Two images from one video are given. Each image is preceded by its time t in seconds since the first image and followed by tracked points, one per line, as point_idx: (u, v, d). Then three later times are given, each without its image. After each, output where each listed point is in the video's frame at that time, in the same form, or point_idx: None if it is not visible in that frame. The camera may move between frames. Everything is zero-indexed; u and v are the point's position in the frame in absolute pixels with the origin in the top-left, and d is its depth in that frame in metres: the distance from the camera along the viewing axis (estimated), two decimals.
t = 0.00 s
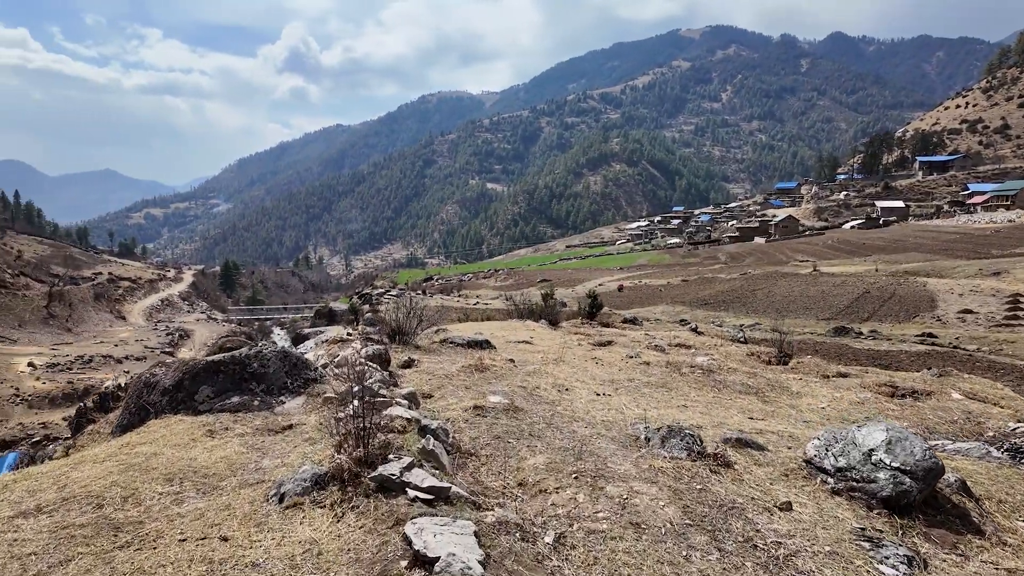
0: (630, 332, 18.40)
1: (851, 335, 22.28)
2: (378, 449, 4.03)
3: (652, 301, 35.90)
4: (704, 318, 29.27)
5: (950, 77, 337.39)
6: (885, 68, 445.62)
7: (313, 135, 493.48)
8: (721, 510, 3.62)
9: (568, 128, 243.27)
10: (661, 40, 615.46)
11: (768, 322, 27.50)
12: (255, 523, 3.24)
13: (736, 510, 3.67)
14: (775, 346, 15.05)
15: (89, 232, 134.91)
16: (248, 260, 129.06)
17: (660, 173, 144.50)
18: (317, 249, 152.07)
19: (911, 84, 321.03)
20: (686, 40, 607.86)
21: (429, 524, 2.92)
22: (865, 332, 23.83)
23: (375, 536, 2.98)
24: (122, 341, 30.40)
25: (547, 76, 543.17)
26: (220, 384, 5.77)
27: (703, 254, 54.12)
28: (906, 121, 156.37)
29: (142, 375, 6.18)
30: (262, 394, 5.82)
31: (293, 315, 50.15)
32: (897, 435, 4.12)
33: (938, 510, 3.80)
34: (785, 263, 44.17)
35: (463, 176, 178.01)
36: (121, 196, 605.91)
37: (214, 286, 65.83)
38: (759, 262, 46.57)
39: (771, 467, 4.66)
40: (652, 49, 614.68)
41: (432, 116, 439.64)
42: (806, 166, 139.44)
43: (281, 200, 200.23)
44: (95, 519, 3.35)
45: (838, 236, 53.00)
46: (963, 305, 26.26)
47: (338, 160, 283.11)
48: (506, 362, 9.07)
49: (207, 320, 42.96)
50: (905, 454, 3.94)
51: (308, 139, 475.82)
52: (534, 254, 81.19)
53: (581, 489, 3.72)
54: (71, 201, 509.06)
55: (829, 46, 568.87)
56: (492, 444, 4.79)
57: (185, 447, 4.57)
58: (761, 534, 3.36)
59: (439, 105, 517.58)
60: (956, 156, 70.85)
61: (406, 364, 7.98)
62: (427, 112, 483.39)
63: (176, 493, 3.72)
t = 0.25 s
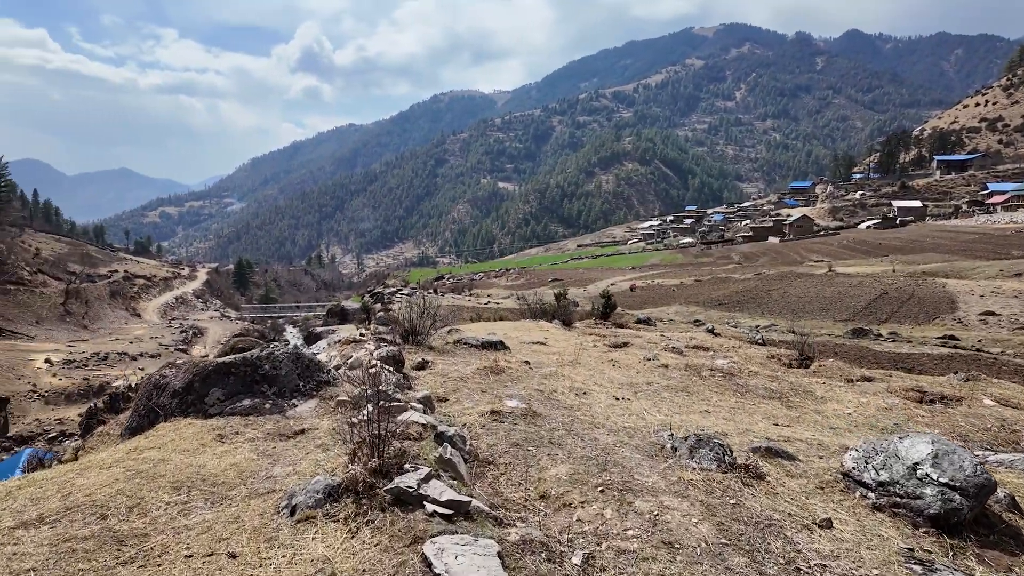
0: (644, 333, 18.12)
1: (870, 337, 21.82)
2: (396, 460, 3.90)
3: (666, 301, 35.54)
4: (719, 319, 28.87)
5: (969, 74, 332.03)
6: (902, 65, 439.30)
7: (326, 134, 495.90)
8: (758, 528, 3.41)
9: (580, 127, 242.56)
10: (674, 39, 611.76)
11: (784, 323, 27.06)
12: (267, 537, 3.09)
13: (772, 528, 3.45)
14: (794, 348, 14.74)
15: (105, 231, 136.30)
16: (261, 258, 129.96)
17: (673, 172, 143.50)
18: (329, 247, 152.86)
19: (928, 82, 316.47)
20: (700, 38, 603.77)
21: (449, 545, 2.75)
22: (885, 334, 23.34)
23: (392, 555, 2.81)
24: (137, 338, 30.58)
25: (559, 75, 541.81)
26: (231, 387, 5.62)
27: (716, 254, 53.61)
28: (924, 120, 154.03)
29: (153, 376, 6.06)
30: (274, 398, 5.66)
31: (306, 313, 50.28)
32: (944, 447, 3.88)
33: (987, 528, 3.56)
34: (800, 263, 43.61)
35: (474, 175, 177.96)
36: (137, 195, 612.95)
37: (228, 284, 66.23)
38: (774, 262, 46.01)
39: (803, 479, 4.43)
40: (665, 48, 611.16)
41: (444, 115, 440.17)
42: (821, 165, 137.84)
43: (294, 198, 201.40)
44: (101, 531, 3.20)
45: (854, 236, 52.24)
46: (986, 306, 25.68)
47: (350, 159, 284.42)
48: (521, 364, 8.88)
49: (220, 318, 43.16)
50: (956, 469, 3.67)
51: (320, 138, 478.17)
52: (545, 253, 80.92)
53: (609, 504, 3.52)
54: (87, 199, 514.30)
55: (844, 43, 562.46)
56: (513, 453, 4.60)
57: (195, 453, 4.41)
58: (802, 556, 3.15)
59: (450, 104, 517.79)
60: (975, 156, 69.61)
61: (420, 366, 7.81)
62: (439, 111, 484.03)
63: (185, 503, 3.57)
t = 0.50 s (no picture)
0: (653, 334, 17.96)
1: (883, 339, 21.52)
2: (407, 471, 3.74)
3: (674, 301, 35.29)
4: (728, 320, 28.61)
5: (980, 72, 328.78)
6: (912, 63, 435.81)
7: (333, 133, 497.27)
8: (790, 547, 3.22)
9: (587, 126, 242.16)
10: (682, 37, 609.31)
11: (795, 324, 26.77)
12: (270, 556, 2.93)
13: (805, 547, 3.26)
14: (807, 350, 14.49)
15: (116, 230, 137.32)
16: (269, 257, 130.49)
17: (680, 171, 142.94)
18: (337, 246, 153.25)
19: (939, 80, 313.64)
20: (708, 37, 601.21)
21: (465, 568, 2.58)
22: (898, 335, 23.01)
23: None
24: (146, 337, 30.64)
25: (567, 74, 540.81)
26: (236, 392, 5.47)
27: (725, 253, 53.25)
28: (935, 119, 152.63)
29: (156, 380, 5.93)
30: (280, 403, 5.52)
31: (313, 312, 50.31)
32: (986, 462, 3.67)
33: None
34: (810, 263, 43.18)
35: (481, 174, 177.86)
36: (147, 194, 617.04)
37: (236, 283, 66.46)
38: (783, 262, 45.62)
39: (832, 493, 4.23)
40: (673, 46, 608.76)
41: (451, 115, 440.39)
42: (830, 165, 136.89)
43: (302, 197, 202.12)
44: (97, 547, 3.04)
45: (864, 235, 51.76)
46: (1000, 307, 25.30)
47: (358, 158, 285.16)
48: (532, 366, 8.71)
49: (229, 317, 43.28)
50: (998, 484, 3.46)
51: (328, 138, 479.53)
52: (552, 253, 80.61)
53: (632, 520, 3.34)
54: (97, 198, 517.20)
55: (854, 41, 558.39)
56: (526, 462, 4.43)
57: (198, 462, 4.27)
58: None
59: (457, 103, 517.61)
60: (987, 155, 68.89)
61: (428, 369, 7.65)
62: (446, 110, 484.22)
63: (186, 517, 3.40)
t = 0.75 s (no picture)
0: (665, 333, 17.67)
1: (900, 338, 21.11)
2: (418, 474, 3.52)
3: (684, 300, 34.97)
4: (740, 319, 28.22)
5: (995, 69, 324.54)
6: (925, 60, 431.09)
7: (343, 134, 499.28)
8: (834, 561, 2.97)
9: (596, 125, 241.44)
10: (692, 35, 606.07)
11: (806, 322, 26.39)
12: (267, 568, 2.70)
13: (846, 564, 3.00)
14: (824, 349, 14.16)
15: (128, 230, 138.24)
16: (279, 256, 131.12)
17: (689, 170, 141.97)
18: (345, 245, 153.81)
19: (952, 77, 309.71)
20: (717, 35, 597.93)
21: None
22: (915, 334, 22.55)
23: None
24: (157, 334, 30.66)
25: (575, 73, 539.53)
26: (240, 390, 5.27)
27: (735, 252, 52.81)
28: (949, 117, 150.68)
29: (160, 376, 5.77)
30: (286, 401, 5.32)
31: (322, 310, 50.29)
32: None
33: None
34: (821, 262, 42.64)
35: (489, 172, 177.70)
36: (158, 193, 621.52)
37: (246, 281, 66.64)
38: (794, 261, 45.11)
39: (868, 499, 3.97)
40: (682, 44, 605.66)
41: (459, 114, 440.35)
42: (841, 164, 135.58)
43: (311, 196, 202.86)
44: (87, 556, 2.83)
45: (876, 234, 51.09)
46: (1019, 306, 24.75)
47: (367, 158, 285.95)
48: (546, 365, 8.49)
49: (238, 315, 43.32)
50: None
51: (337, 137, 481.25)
52: (560, 252, 80.15)
53: (659, 531, 3.11)
54: (109, 198, 522.78)
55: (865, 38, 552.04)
56: (544, 465, 4.20)
57: (198, 463, 4.07)
58: None
59: (466, 102, 517.28)
60: (1002, 153, 67.85)
61: (440, 366, 7.46)
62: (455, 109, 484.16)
63: (185, 524, 3.19)
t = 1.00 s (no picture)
0: (676, 332, 17.33)
1: (916, 338, 20.65)
2: (432, 486, 3.26)
3: (694, 299, 34.55)
4: (752, 318, 27.79)
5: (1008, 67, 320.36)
6: (936, 58, 426.53)
7: (350, 133, 500.28)
8: None
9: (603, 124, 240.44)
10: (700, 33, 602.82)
11: (819, 322, 25.94)
12: None
13: None
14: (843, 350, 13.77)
15: (137, 228, 138.98)
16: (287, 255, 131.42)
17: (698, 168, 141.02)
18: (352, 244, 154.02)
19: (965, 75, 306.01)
20: (726, 33, 594.50)
21: None
22: (932, 335, 22.05)
23: None
24: (165, 332, 30.64)
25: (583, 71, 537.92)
26: (243, 391, 5.02)
27: (745, 251, 52.30)
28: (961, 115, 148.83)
29: (160, 376, 5.54)
30: (291, 403, 5.06)
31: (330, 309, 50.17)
32: None
33: None
34: (833, 261, 42.07)
35: (497, 172, 177.46)
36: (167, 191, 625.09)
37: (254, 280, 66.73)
38: (804, 260, 44.59)
39: (917, 513, 3.66)
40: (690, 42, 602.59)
41: (467, 113, 440.05)
42: (851, 163, 134.30)
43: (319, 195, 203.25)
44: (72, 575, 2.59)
45: (888, 233, 50.42)
46: None
47: (374, 157, 286.31)
48: (559, 365, 8.22)
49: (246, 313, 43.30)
50: None
51: (345, 136, 482.30)
52: (567, 251, 79.69)
53: (699, 552, 2.84)
54: (119, 197, 526.43)
55: (876, 36, 547.13)
56: (565, 474, 3.92)
57: (197, 470, 3.82)
58: None
59: (473, 101, 516.65)
60: (1017, 151, 66.81)
61: (451, 366, 7.20)
62: (462, 108, 483.94)
63: (180, 540, 2.93)
